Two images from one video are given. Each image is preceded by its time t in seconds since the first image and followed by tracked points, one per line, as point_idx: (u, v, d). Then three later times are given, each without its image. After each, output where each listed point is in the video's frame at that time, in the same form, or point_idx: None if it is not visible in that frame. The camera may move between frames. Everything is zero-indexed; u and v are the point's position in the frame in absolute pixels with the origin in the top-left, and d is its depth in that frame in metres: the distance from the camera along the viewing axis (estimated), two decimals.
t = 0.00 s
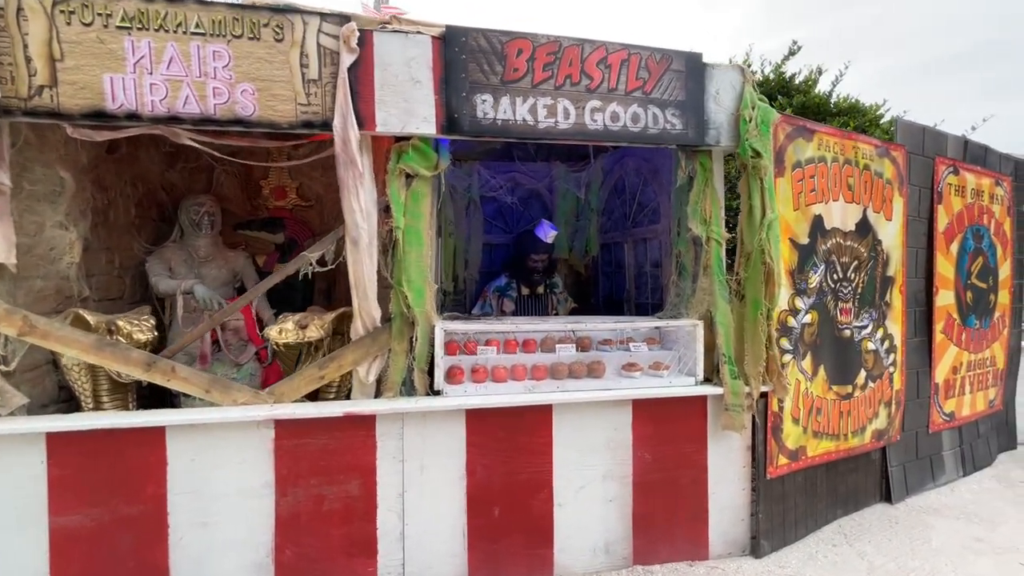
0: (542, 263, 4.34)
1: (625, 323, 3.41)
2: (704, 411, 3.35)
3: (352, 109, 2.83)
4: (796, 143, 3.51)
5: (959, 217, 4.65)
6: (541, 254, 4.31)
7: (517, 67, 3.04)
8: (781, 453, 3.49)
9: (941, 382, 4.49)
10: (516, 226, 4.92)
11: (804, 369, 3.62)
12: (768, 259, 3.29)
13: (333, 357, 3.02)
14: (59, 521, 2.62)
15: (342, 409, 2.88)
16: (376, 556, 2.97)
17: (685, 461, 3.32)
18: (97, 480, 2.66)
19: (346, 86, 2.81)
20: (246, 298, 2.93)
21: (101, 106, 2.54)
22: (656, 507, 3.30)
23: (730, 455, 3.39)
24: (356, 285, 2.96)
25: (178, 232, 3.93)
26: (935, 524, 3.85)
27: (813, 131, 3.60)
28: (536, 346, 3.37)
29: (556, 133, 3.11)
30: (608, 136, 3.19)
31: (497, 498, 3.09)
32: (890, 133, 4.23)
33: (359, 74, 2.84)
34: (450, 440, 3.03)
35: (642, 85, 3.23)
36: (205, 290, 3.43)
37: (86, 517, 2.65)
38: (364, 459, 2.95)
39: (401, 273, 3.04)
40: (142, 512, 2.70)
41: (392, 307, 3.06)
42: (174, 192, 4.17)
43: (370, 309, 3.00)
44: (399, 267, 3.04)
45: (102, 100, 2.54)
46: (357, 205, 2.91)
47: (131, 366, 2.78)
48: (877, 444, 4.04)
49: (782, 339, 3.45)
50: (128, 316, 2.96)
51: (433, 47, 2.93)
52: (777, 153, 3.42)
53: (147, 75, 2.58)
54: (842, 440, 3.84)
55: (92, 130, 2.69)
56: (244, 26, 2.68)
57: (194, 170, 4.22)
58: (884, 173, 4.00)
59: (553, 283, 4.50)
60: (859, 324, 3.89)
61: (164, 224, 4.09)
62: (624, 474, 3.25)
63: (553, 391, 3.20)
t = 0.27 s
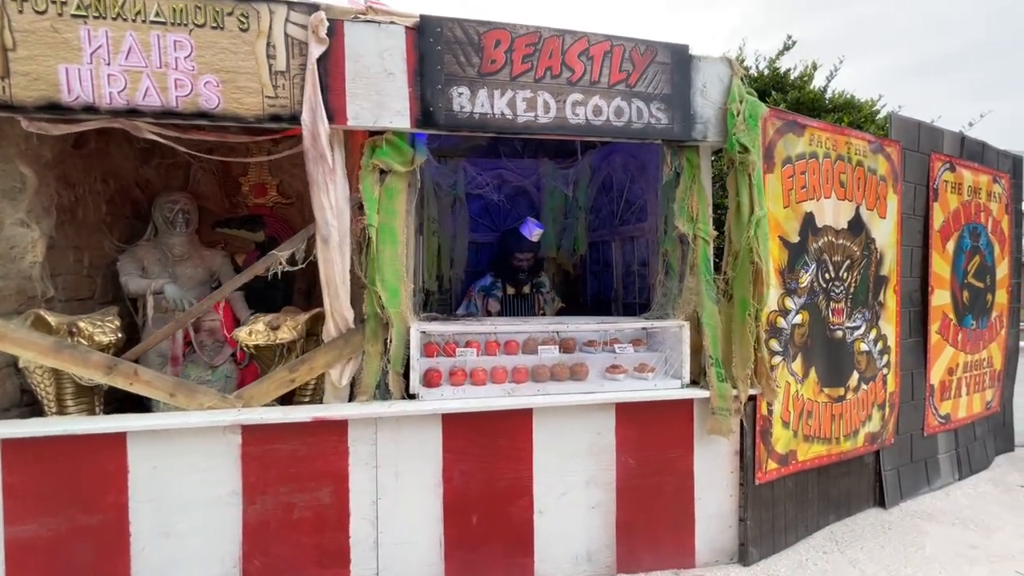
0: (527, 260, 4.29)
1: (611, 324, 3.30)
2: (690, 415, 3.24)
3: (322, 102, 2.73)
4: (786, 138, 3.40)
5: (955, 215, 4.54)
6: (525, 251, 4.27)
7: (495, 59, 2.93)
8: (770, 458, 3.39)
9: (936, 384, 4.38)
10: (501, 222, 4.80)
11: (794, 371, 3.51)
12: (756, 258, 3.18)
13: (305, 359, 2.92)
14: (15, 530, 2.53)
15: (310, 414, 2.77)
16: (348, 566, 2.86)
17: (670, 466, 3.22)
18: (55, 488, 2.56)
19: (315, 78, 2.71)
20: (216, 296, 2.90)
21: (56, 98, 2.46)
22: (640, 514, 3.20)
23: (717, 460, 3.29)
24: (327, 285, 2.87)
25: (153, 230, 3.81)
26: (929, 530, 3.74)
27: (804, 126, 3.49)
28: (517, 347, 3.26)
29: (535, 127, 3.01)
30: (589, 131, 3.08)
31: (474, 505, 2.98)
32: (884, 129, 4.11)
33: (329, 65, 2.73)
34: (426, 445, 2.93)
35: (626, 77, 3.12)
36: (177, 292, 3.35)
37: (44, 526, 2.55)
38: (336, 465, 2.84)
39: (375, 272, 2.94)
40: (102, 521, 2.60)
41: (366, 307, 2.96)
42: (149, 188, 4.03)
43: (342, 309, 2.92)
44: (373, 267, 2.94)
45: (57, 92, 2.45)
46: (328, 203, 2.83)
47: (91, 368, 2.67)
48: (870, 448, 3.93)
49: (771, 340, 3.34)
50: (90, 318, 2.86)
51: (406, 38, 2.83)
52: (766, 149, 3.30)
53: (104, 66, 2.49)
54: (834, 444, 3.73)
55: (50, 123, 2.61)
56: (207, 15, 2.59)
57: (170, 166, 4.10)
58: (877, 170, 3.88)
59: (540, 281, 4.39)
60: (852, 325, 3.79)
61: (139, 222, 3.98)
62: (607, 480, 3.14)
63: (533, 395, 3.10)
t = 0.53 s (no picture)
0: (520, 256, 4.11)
1: (607, 324, 3.09)
2: (691, 421, 3.04)
3: (293, 86, 2.54)
4: (793, 127, 3.19)
5: (970, 210, 4.33)
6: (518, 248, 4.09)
7: (481, 40, 2.73)
8: (777, 467, 3.18)
9: (951, 387, 4.17)
10: (494, 216, 4.62)
11: (802, 375, 3.30)
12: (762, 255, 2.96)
13: (278, 362, 2.72)
14: None
15: (282, 421, 2.57)
16: None
17: (671, 476, 3.02)
18: (5, 502, 2.37)
19: (285, 59, 2.51)
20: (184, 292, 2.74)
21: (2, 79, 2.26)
22: (639, 527, 2.99)
23: (720, 469, 3.08)
24: (300, 282, 2.68)
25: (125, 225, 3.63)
26: (945, 542, 3.53)
27: (813, 113, 3.27)
28: (506, 350, 3.06)
29: (525, 113, 2.81)
30: (584, 117, 2.88)
31: (460, 518, 2.78)
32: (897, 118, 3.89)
33: (301, 45, 2.54)
34: (407, 455, 2.73)
35: (623, 60, 2.92)
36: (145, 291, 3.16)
37: None
38: (311, 476, 2.65)
39: (352, 269, 2.75)
40: (56, 537, 2.41)
41: (343, 307, 2.77)
42: (121, 182, 3.86)
43: (318, 308, 2.72)
44: (351, 263, 2.75)
45: (3, 73, 2.26)
46: (300, 194, 2.64)
47: (44, 373, 2.48)
48: (882, 455, 3.72)
49: (778, 341, 3.13)
50: (47, 317, 2.68)
51: (385, 17, 2.63)
52: (773, 137, 3.09)
53: (55, 45, 2.30)
54: (845, 451, 3.52)
55: None
56: None
57: (144, 158, 3.92)
58: (890, 161, 3.66)
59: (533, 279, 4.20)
60: (863, 325, 3.57)
61: (111, 217, 3.80)
62: (603, 491, 2.94)
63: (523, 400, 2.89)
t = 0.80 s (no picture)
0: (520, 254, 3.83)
1: (616, 328, 2.82)
2: (707, 435, 2.77)
3: (267, 63, 2.29)
4: (818, 112, 2.92)
5: (1002, 204, 4.05)
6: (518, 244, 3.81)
7: (477, 14, 2.47)
8: (800, 483, 2.92)
9: (982, 395, 3.89)
10: (492, 211, 4.39)
11: (827, 383, 3.03)
12: (786, 251, 2.69)
13: (252, 370, 2.47)
14: None
15: (254, 437, 2.31)
16: None
17: (684, 494, 2.75)
18: None
19: (257, 32, 2.26)
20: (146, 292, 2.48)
21: None
22: (650, 550, 2.73)
23: (739, 487, 2.82)
24: (276, 281, 2.43)
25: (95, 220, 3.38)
26: (981, 563, 3.26)
27: (840, 98, 3.00)
28: (505, 356, 2.80)
29: (525, 96, 2.55)
30: (590, 100, 2.62)
31: (453, 543, 2.52)
32: (927, 105, 3.62)
33: (277, 18, 2.30)
34: (395, 473, 2.47)
35: (632, 38, 2.65)
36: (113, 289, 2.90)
37: None
38: (288, 497, 2.39)
39: (334, 267, 2.49)
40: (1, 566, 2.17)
41: (324, 308, 2.51)
42: (94, 175, 3.56)
43: (296, 310, 2.46)
44: (332, 260, 2.49)
45: None
46: (276, 183, 2.39)
47: None
48: (911, 469, 3.45)
49: (802, 347, 2.87)
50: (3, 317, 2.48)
51: None
52: (796, 123, 2.83)
53: None
54: (871, 465, 3.26)
55: None
56: None
57: (120, 148, 3.62)
58: (920, 150, 3.39)
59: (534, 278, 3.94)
60: (891, 329, 3.31)
61: (82, 212, 3.54)
62: (610, 511, 2.68)
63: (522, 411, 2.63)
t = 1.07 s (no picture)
0: (524, 254, 3.50)
1: (629, 337, 2.50)
2: (733, 458, 2.45)
3: (228, 31, 1.97)
4: (857, 93, 2.59)
5: None
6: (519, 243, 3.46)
7: None
8: (837, 511, 2.59)
9: None
10: (492, 205, 4.12)
11: (867, 398, 2.71)
12: (824, 250, 2.35)
13: (215, 386, 2.15)
14: None
15: (214, 465, 1.99)
16: None
17: (708, 525, 2.43)
18: None
19: None
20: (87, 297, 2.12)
21: None
22: None
23: (769, 517, 2.50)
24: (241, 284, 2.11)
25: (54, 216, 3.07)
26: None
27: (881, 79, 2.68)
28: (503, 368, 2.49)
29: (528, 72, 2.23)
30: (602, 78, 2.29)
31: None
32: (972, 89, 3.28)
33: None
34: (378, 504, 2.15)
35: (650, 7, 2.33)
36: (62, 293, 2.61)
37: None
38: (254, 532, 2.08)
39: (308, 267, 2.17)
40: None
41: (298, 316, 2.20)
42: (54, 167, 3.27)
43: (266, 318, 2.15)
44: (307, 260, 2.17)
45: None
46: (239, 171, 2.07)
47: None
48: (954, 491, 3.12)
49: (839, 358, 2.54)
50: None
51: None
52: (835, 105, 2.50)
53: None
54: (913, 488, 2.93)
55: None
56: None
57: (86, 138, 3.35)
58: (967, 139, 3.06)
59: (539, 280, 3.62)
60: (934, 337, 2.98)
61: (41, 208, 3.24)
62: (624, 545, 2.36)
63: (524, 432, 2.31)
